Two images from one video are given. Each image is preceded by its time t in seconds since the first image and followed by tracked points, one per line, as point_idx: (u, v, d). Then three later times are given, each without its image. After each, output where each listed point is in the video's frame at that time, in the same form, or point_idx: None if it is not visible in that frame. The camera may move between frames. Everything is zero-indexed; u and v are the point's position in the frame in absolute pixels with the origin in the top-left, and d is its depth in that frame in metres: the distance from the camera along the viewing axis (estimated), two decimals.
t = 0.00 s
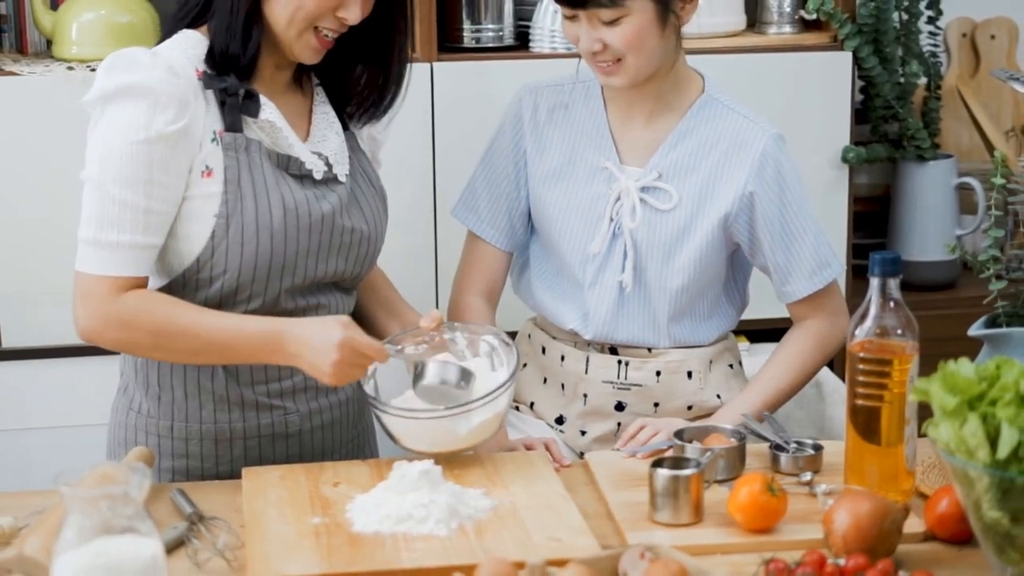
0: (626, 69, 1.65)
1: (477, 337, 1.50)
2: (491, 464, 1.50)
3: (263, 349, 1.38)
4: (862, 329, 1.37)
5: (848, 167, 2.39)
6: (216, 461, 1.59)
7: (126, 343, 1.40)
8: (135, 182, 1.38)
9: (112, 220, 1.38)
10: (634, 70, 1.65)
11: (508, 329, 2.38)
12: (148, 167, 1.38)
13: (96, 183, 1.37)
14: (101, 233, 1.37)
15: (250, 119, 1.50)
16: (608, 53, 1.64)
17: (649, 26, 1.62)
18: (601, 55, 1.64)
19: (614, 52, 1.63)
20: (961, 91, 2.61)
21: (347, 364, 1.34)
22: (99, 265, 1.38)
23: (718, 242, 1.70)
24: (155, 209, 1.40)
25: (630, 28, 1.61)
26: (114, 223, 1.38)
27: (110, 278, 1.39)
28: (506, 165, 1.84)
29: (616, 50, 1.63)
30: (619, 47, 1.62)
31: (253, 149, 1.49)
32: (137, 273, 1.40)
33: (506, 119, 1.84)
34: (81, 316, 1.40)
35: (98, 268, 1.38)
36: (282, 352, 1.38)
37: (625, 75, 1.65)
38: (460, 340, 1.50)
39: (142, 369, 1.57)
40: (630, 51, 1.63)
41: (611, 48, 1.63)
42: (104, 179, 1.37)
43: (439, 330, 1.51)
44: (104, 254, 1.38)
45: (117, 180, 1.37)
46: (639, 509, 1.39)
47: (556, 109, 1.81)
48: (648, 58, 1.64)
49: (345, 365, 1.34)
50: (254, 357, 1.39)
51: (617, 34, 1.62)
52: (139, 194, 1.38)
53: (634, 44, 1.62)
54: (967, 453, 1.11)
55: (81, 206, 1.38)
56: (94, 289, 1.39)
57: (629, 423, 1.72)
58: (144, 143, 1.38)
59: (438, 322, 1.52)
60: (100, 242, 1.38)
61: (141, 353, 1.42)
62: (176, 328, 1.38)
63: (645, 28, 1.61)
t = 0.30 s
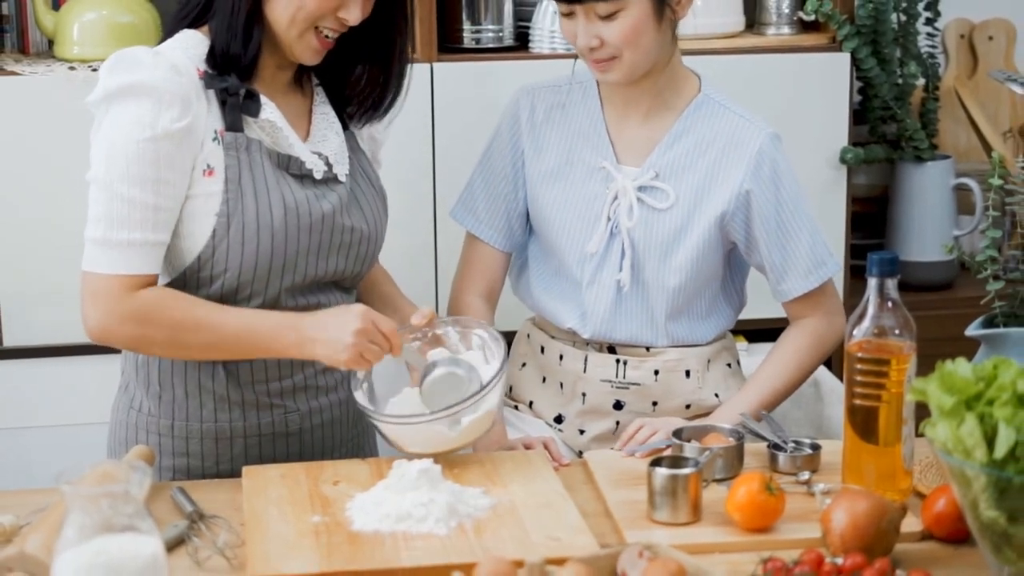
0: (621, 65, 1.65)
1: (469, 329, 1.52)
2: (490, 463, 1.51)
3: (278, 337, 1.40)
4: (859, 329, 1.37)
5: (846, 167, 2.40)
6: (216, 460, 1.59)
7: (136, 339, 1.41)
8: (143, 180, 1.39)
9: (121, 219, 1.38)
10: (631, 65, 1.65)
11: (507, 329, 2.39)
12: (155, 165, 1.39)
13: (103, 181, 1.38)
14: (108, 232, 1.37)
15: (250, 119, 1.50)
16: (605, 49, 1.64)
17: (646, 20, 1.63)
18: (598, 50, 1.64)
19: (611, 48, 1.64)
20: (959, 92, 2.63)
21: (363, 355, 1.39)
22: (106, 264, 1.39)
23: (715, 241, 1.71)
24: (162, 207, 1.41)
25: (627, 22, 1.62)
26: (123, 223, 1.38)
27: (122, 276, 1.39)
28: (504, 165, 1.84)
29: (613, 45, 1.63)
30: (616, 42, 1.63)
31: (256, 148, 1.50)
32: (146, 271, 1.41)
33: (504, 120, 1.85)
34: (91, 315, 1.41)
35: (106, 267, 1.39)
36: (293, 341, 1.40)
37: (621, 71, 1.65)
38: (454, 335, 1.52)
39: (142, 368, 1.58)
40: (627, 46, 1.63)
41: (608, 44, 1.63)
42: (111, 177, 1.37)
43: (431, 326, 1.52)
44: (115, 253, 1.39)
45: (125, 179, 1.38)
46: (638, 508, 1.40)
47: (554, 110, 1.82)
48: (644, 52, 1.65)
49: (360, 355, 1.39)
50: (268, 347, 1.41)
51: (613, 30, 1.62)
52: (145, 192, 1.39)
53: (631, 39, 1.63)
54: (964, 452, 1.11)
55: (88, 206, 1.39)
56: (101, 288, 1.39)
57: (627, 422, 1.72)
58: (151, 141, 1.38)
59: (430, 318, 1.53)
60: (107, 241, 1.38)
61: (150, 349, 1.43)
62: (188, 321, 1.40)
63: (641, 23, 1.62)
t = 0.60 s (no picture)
0: (620, 63, 1.66)
1: (466, 333, 1.51)
2: (491, 462, 1.51)
3: (272, 339, 1.41)
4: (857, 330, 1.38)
5: (845, 169, 2.40)
6: (217, 459, 1.60)
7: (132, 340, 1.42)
8: (140, 181, 1.39)
9: (117, 219, 1.39)
10: (629, 63, 1.66)
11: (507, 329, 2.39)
12: (152, 166, 1.40)
13: (101, 182, 1.39)
14: (105, 231, 1.38)
15: (250, 119, 1.51)
16: (603, 47, 1.65)
17: (644, 19, 1.63)
18: (597, 49, 1.65)
19: (610, 47, 1.65)
20: (958, 93, 2.63)
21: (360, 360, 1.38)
22: (106, 263, 1.40)
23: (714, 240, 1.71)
24: (160, 207, 1.41)
25: (625, 20, 1.62)
26: (120, 223, 1.39)
27: (116, 276, 1.40)
28: (503, 166, 1.85)
29: (611, 44, 1.64)
30: (615, 41, 1.63)
31: (255, 148, 1.51)
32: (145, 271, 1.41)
33: (503, 121, 1.85)
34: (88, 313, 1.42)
35: (105, 266, 1.40)
36: (285, 342, 1.41)
37: (619, 69, 1.66)
38: (450, 338, 1.52)
39: (144, 367, 1.58)
40: (625, 45, 1.64)
41: (606, 42, 1.64)
42: (109, 178, 1.38)
43: (428, 329, 1.53)
44: (110, 252, 1.40)
45: (123, 180, 1.39)
46: (637, 508, 1.41)
47: (552, 111, 1.83)
48: (643, 51, 1.65)
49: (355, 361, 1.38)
50: (262, 348, 1.42)
51: (612, 28, 1.63)
52: (143, 193, 1.40)
53: (629, 38, 1.63)
54: (962, 453, 1.11)
55: (86, 205, 1.40)
56: (99, 287, 1.40)
57: (627, 422, 1.73)
58: (149, 142, 1.39)
59: (429, 322, 1.56)
60: (106, 241, 1.39)
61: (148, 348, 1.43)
62: (185, 325, 1.41)
63: (639, 22, 1.63)
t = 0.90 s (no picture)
0: (619, 62, 1.67)
1: (473, 337, 1.52)
2: (490, 461, 1.52)
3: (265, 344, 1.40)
4: (857, 330, 1.38)
5: (843, 170, 2.41)
6: (218, 457, 1.61)
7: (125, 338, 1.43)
8: (136, 181, 1.40)
9: (112, 217, 1.40)
10: (629, 62, 1.67)
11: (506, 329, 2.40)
12: (149, 166, 1.41)
13: (98, 181, 1.39)
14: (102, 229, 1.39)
15: (250, 119, 1.52)
16: (603, 46, 1.66)
17: (643, 19, 1.64)
18: (596, 48, 1.66)
19: (609, 47, 1.65)
20: (956, 95, 2.64)
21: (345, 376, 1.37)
22: (103, 261, 1.41)
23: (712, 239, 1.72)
24: (157, 207, 1.42)
25: (625, 19, 1.63)
26: (115, 221, 1.40)
27: (110, 274, 1.41)
28: (502, 166, 1.86)
29: (611, 43, 1.65)
30: (613, 40, 1.64)
31: (253, 149, 1.51)
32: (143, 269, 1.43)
33: (502, 123, 1.86)
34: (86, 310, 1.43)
35: (103, 264, 1.41)
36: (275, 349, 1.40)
37: (618, 69, 1.67)
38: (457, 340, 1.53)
39: (145, 366, 1.59)
40: (625, 44, 1.65)
41: (605, 42, 1.65)
42: (106, 178, 1.39)
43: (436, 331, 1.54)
44: (106, 250, 1.41)
45: (119, 179, 1.39)
46: (636, 507, 1.41)
47: (552, 111, 1.83)
48: (643, 50, 1.66)
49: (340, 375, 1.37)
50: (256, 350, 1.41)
51: (611, 27, 1.64)
52: (140, 192, 1.40)
53: (629, 37, 1.64)
54: (960, 452, 1.12)
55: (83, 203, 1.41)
56: (99, 286, 1.41)
57: (626, 421, 1.74)
58: (144, 143, 1.40)
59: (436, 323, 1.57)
60: (105, 239, 1.40)
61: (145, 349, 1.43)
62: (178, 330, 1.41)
63: (639, 22, 1.64)
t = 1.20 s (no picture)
0: (618, 60, 1.67)
1: (478, 332, 1.53)
2: (490, 461, 1.52)
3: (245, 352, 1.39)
4: (857, 329, 1.39)
5: (842, 170, 2.42)
6: (219, 456, 1.61)
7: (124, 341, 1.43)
8: (138, 180, 1.41)
9: (114, 217, 1.41)
10: (629, 60, 1.67)
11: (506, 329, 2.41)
12: (150, 166, 1.41)
13: (100, 182, 1.40)
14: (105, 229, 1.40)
15: (252, 120, 1.53)
16: (602, 43, 1.66)
17: (643, 17, 1.65)
18: (595, 45, 1.67)
19: (608, 43, 1.66)
20: (955, 96, 2.65)
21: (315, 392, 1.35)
22: (106, 262, 1.42)
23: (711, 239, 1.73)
24: (159, 208, 1.43)
25: (625, 17, 1.64)
26: (117, 221, 1.41)
27: (113, 274, 1.42)
28: (502, 168, 1.86)
29: (610, 40, 1.66)
30: (613, 37, 1.65)
31: (256, 149, 1.52)
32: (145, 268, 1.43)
33: (501, 124, 1.87)
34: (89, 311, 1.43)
35: (106, 264, 1.42)
36: (256, 357, 1.39)
37: (617, 66, 1.67)
38: (463, 337, 1.53)
39: (147, 365, 1.60)
40: (624, 42, 1.65)
41: (604, 39, 1.65)
42: (108, 178, 1.40)
43: (441, 327, 1.54)
44: (108, 250, 1.41)
45: (121, 179, 1.40)
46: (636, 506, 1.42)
47: (551, 112, 1.84)
48: (642, 48, 1.67)
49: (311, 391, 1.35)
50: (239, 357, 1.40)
51: (611, 25, 1.65)
52: (142, 192, 1.41)
53: (628, 34, 1.65)
54: (958, 452, 1.12)
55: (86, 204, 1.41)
56: (102, 286, 1.42)
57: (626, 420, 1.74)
58: (145, 143, 1.40)
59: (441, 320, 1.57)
60: (108, 239, 1.41)
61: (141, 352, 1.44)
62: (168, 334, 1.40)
63: (638, 19, 1.64)
